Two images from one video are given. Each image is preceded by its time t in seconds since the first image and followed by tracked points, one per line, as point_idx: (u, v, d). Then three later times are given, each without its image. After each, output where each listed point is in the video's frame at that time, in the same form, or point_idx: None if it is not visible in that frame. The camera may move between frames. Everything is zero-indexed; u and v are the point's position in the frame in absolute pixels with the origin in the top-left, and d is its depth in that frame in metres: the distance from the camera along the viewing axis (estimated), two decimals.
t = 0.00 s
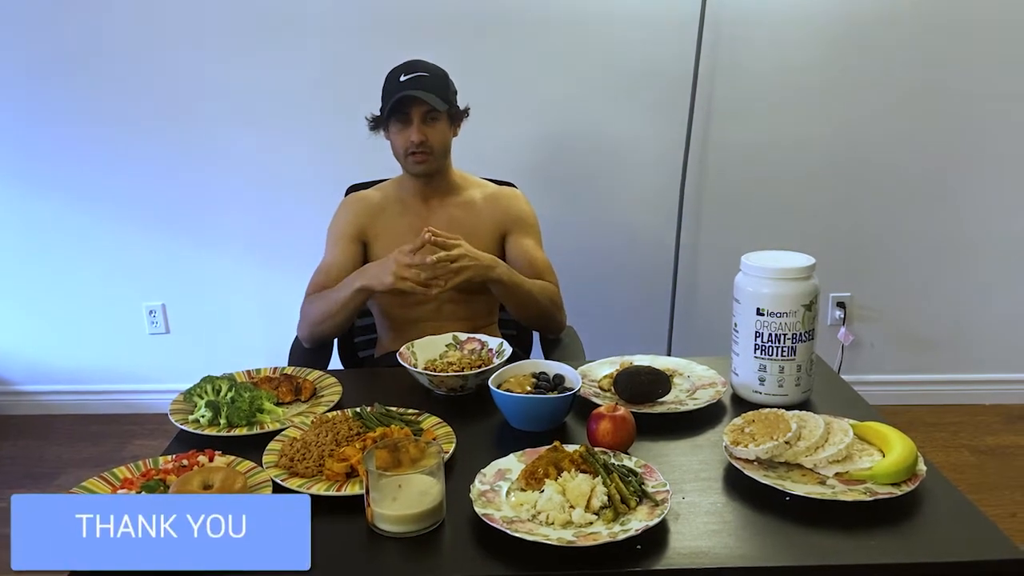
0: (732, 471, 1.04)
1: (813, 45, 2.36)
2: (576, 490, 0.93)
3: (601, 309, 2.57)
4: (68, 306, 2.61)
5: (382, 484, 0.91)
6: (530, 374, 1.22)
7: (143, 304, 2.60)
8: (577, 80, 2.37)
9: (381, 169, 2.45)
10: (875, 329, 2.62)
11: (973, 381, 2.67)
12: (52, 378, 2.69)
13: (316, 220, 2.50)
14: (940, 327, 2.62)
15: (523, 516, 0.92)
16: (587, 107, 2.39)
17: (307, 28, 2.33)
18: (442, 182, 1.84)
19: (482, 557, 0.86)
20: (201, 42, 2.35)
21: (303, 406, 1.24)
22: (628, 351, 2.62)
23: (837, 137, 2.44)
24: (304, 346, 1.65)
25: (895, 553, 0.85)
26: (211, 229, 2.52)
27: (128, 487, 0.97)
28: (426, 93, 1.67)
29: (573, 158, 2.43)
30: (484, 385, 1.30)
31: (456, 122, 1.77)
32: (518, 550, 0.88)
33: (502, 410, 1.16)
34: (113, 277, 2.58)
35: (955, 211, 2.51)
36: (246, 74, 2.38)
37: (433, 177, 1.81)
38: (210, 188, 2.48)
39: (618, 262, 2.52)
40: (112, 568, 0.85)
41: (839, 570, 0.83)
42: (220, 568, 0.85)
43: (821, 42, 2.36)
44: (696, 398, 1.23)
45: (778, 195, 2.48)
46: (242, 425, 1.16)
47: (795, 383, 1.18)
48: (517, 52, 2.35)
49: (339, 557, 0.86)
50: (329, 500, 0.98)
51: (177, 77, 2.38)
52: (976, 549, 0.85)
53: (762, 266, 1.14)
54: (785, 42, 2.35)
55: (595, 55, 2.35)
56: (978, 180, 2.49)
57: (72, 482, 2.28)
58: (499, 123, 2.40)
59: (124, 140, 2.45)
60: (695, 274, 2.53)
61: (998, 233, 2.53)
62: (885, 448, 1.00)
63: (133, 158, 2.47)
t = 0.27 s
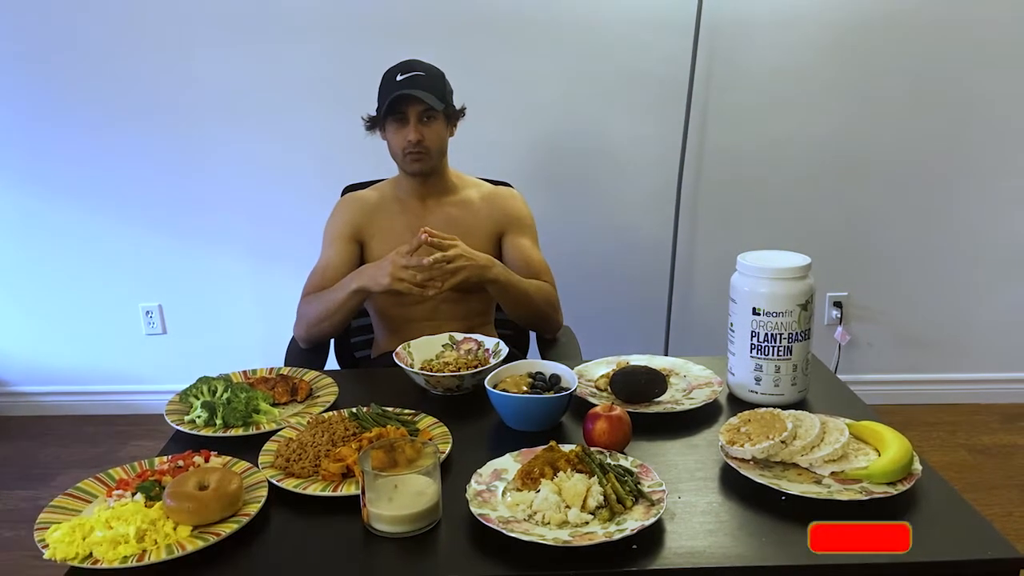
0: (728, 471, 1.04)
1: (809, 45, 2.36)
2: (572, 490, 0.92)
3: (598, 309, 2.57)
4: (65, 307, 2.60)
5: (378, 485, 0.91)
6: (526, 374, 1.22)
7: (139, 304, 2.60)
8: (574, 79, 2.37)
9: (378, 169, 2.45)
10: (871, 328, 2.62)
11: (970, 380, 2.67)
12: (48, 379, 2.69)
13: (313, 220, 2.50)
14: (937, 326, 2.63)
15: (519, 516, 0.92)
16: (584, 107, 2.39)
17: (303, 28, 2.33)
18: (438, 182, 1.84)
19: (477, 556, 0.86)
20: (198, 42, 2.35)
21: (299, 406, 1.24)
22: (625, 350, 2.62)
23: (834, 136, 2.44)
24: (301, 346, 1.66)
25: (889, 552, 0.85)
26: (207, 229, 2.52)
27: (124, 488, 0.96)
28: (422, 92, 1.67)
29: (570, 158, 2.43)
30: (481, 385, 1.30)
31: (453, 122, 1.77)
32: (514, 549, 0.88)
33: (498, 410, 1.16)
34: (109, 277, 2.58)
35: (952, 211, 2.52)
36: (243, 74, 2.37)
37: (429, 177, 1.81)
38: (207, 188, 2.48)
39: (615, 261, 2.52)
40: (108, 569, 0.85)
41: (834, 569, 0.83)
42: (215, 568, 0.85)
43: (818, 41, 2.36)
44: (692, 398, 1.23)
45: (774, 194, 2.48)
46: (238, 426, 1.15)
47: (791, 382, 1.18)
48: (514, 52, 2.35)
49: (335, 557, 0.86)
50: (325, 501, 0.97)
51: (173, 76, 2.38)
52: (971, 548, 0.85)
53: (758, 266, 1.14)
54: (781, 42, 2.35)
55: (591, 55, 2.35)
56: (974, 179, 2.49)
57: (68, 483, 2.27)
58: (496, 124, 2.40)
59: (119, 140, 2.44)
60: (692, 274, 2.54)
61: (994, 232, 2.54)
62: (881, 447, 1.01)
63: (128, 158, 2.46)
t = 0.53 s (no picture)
0: (725, 470, 1.04)
1: (806, 45, 2.36)
2: (569, 490, 0.92)
3: (595, 309, 2.57)
4: (62, 308, 2.60)
5: (375, 485, 0.91)
6: (523, 374, 1.22)
7: (136, 305, 2.60)
8: (572, 79, 2.37)
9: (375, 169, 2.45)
10: (869, 328, 2.62)
11: (967, 379, 2.68)
12: (45, 380, 2.68)
13: (311, 221, 2.50)
14: (934, 326, 2.63)
15: (516, 516, 0.91)
16: (581, 107, 2.39)
17: (300, 28, 2.33)
18: (433, 182, 1.83)
19: (475, 557, 0.86)
20: (195, 43, 2.35)
21: (296, 406, 1.23)
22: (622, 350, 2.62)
23: (831, 136, 2.44)
24: (299, 345, 1.67)
25: (887, 552, 0.85)
26: (204, 230, 2.52)
27: (120, 489, 0.96)
28: (414, 93, 1.66)
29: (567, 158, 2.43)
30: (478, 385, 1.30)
31: (445, 121, 1.77)
32: (511, 549, 0.88)
33: (495, 410, 1.16)
34: (106, 278, 2.57)
35: (949, 210, 2.52)
36: (240, 75, 2.37)
37: (424, 177, 1.80)
38: (204, 189, 2.48)
39: (613, 261, 2.52)
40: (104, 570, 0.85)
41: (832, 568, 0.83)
42: (212, 569, 0.85)
43: (815, 41, 2.36)
44: (690, 397, 1.23)
45: (772, 194, 2.48)
46: (235, 426, 1.15)
47: (788, 382, 1.18)
48: (511, 52, 2.34)
49: (332, 558, 0.86)
50: (322, 501, 0.97)
51: (169, 76, 2.38)
52: (968, 547, 0.85)
53: (756, 265, 1.14)
54: (778, 41, 2.35)
55: (588, 55, 2.35)
56: (971, 179, 2.49)
57: (65, 484, 2.27)
58: (494, 124, 2.40)
59: (116, 140, 2.44)
60: (690, 274, 2.54)
61: (991, 231, 2.54)
62: (878, 446, 1.01)
63: (124, 158, 2.46)
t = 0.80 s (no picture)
0: (721, 470, 1.04)
1: (802, 45, 2.36)
2: (565, 489, 0.92)
3: (593, 308, 2.57)
4: (58, 308, 2.59)
5: (371, 485, 0.90)
6: (519, 374, 1.22)
7: (132, 305, 2.59)
8: (568, 79, 2.37)
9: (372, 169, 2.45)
10: (865, 327, 2.63)
11: (963, 378, 2.68)
12: (41, 380, 2.68)
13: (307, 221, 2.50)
14: (931, 325, 2.63)
15: (512, 516, 0.91)
16: (578, 107, 2.39)
17: (297, 29, 2.33)
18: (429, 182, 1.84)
19: (471, 557, 0.86)
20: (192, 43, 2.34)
21: (292, 406, 1.23)
22: (619, 350, 2.62)
23: (827, 136, 2.44)
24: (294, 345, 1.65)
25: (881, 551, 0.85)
26: (200, 230, 2.51)
27: (116, 489, 0.96)
28: (407, 95, 1.66)
29: (564, 158, 2.43)
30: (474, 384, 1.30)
31: (439, 121, 1.77)
32: (507, 549, 0.88)
33: (492, 410, 1.16)
34: (103, 278, 2.57)
35: (945, 210, 2.52)
36: (236, 75, 2.37)
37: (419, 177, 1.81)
38: (201, 189, 2.47)
39: (609, 261, 2.52)
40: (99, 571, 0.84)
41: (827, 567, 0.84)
42: (208, 569, 0.85)
43: (811, 41, 2.36)
44: (686, 397, 1.23)
45: (768, 194, 2.48)
46: (231, 426, 1.15)
47: (784, 381, 1.18)
48: (508, 52, 2.35)
49: (328, 558, 0.86)
50: (318, 501, 0.97)
51: (166, 76, 2.37)
52: (963, 545, 0.85)
53: (752, 264, 1.14)
54: (775, 42, 2.36)
55: (585, 55, 2.35)
56: (967, 179, 2.50)
57: (60, 484, 2.26)
58: (491, 124, 2.40)
59: (112, 140, 2.44)
60: (687, 273, 2.54)
61: (987, 230, 2.54)
62: (874, 445, 1.01)
63: (120, 158, 2.45)
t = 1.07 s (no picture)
0: (719, 469, 1.04)
1: (801, 45, 2.37)
2: (563, 489, 0.92)
3: (591, 308, 2.57)
4: (55, 307, 2.59)
5: (369, 485, 0.90)
6: (517, 374, 1.22)
7: (130, 305, 2.59)
8: (567, 79, 2.37)
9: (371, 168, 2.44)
10: (863, 327, 2.63)
11: (961, 378, 2.68)
12: (39, 380, 2.67)
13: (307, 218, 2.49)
14: (928, 325, 2.64)
15: (510, 516, 0.91)
16: (576, 106, 2.39)
17: (295, 28, 2.32)
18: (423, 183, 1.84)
19: (469, 557, 0.86)
20: (190, 42, 2.34)
21: (290, 406, 1.23)
22: (618, 349, 2.62)
23: (824, 135, 2.45)
24: (290, 346, 1.64)
25: (878, 550, 0.85)
26: (198, 229, 2.51)
27: (113, 489, 0.96)
28: (401, 96, 1.66)
29: (563, 157, 2.43)
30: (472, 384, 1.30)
31: (434, 121, 1.76)
32: (505, 549, 0.87)
33: (489, 409, 1.16)
34: (100, 279, 2.56)
35: (942, 210, 2.53)
36: (236, 75, 2.36)
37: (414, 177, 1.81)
38: (199, 187, 2.47)
39: (607, 260, 2.52)
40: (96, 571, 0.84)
41: (824, 566, 0.84)
42: (206, 569, 0.85)
43: (810, 41, 2.37)
44: (683, 396, 1.23)
45: (767, 193, 2.48)
46: (228, 426, 1.15)
47: (782, 380, 1.18)
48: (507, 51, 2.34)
49: (325, 558, 0.86)
50: (316, 501, 0.97)
51: (165, 76, 2.37)
52: (960, 544, 0.85)
53: (749, 264, 1.14)
54: (773, 41, 2.36)
55: (584, 54, 2.35)
56: (964, 178, 2.50)
57: (58, 485, 2.26)
58: (489, 123, 2.40)
59: (111, 140, 2.43)
60: (684, 273, 2.54)
61: (984, 231, 2.55)
62: (871, 444, 1.01)
63: (122, 155, 2.44)
